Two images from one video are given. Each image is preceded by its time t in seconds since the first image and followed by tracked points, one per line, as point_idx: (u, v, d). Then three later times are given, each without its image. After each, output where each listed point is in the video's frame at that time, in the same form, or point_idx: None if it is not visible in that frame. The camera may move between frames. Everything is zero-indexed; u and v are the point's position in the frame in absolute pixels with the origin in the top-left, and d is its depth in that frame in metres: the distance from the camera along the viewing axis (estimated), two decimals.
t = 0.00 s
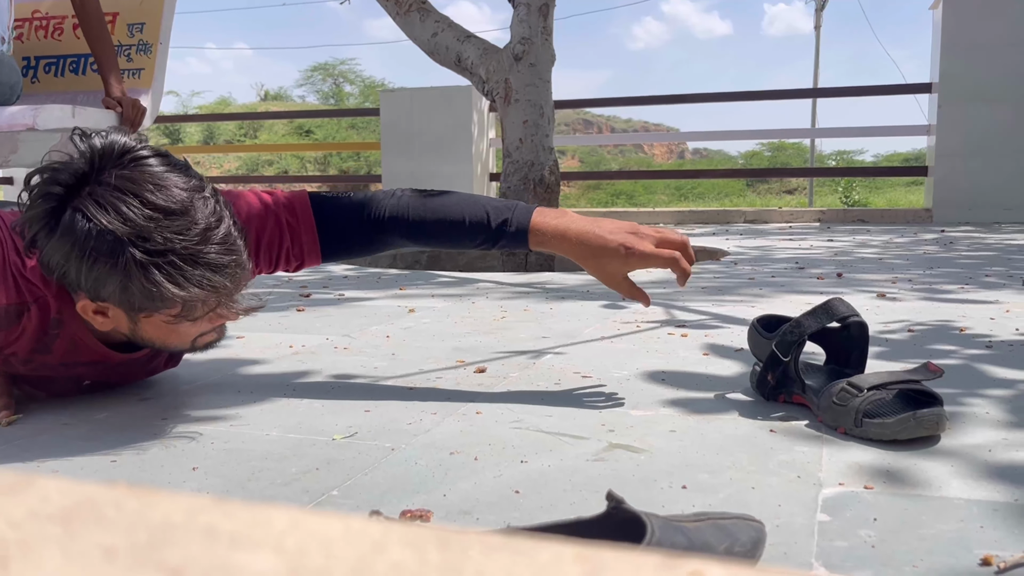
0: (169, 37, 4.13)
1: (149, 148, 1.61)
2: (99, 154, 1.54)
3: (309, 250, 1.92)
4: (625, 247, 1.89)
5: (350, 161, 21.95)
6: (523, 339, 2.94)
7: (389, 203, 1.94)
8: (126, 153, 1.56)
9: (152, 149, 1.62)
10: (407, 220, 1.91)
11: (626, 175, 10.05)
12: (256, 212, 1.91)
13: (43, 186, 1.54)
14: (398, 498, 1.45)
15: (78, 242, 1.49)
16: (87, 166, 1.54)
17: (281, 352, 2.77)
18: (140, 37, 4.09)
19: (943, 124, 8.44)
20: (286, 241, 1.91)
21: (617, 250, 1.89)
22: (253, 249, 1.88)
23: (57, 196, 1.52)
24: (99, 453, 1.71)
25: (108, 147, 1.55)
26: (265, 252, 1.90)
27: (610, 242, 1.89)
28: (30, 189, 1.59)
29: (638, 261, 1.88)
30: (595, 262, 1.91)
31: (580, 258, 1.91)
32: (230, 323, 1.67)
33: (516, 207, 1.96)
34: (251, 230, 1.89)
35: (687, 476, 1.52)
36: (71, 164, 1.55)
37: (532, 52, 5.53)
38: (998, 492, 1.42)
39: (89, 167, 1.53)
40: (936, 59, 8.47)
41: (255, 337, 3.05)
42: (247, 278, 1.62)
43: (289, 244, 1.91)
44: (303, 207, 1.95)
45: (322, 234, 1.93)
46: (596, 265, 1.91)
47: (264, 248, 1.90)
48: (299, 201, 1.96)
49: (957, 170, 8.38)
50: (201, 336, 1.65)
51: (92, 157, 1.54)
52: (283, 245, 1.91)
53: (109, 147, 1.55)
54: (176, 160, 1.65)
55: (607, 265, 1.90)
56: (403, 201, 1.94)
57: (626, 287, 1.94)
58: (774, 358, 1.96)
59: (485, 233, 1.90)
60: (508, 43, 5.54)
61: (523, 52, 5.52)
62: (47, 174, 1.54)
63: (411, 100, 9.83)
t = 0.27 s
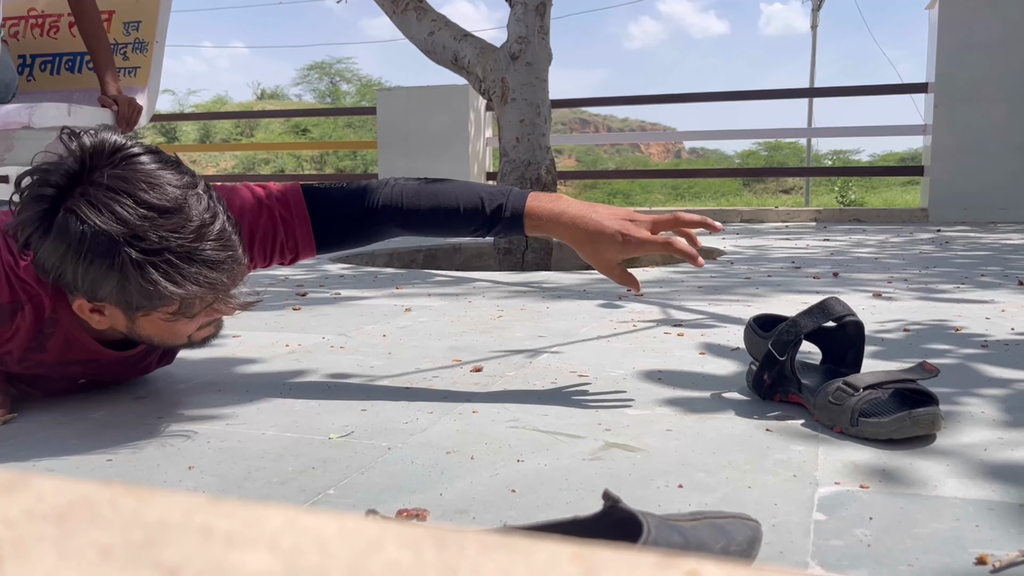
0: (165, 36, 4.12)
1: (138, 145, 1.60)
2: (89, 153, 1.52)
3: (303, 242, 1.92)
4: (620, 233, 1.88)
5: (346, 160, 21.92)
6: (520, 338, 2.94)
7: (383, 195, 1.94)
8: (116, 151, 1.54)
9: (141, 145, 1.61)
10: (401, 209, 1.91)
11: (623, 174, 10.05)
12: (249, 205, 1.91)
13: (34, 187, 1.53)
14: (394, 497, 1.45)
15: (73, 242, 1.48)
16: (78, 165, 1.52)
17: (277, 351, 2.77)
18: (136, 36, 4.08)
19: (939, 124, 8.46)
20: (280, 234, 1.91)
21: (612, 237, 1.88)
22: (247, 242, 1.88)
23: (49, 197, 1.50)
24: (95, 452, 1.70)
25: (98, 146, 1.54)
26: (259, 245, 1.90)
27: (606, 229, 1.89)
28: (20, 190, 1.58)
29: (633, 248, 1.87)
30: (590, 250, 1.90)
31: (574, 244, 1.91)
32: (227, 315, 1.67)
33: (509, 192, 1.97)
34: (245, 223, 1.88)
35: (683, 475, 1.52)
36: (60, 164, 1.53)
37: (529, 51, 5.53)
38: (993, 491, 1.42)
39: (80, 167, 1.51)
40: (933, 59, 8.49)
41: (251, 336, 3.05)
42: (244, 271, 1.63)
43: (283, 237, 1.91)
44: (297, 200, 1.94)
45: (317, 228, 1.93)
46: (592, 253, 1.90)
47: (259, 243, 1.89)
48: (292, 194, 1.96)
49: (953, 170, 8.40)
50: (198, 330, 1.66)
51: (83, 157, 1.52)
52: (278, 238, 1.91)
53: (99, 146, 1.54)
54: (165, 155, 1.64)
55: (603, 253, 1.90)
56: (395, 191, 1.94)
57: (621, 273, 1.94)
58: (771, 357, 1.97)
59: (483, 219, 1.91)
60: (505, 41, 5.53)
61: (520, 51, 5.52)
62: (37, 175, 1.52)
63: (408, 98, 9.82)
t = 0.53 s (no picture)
0: (163, 35, 4.11)
1: (145, 160, 1.60)
2: (94, 168, 1.53)
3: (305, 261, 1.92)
4: (626, 263, 1.88)
5: (344, 160, 21.91)
6: (518, 338, 2.94)
7: (391, 221, 1.95)
8: (121, 166, 1.54)
9: (148, 161, 1.61)
10: (407, 237, 1.92)
11: (622, 174, 10.05)
12: (256, 218, 1.91)
13: (39, 200, 1.53)
14: (392, 497, 1.45)
15: (75, 257, 1.48)
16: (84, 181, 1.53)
17: (275, 351, 2.76)
18: (134, 35, 4.07)
19: (938, 124, 8.46)
20: (283, 252, 1.91)
21: (619, 266, 1.88)
22: (249, 258, 1.88)
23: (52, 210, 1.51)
24: (92, 452, 1.70)
25: (104, 162, 1.54)
26: (261, 261, 1.90)
27: (612, 257, 1.88)
28: (25, 201, 1.58)
29: (640, 276, 1.87)
30: (597, 279, 1.90)
31: (582, 275, 1.90)
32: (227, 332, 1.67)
33: (516, 224, 1.96)
34: (248, 238, 1.89)
35: (681, 475, 1.52)
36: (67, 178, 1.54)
37: (528, 51, 5.53)
38: (991, 491, 1.43)
39: (84, 182, 1.51)
40: (931, 59, 8.49)
41: (249, 336, 3.04)
42: (245, 290, 1.62)
43: (285, 254, 1.91)
44: (304, 217, 1.95)
45: (320, 247, 1.93)
46: (599, 282, 1.89)
47: (260, 258, 1.90)
48: (300, 211, 1.96)
49: (950, 170, 8.41)
50: (198, 344, 1.65)
51: (88, 172, 1.52)
52: (280, 256, 1.91)
53: (104, 162, 1.54)
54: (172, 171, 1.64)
55: (610, 281, 1.89)
56: (402, 220, 1.96)
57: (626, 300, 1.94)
58: (769, 357, 1.97)
59: (488, 250, 1.90)
60: (504, 41, 5.53)
61: (518, 51, 5.52)
62: (42, 188, 1.53)
63: (406, 98, 9.81)
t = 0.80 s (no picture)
0: (162, 35, 4.11)
1: (139, 162, 1.59)
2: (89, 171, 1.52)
3: (305, 263, 1.92)
4: (628, 255, 1.87)
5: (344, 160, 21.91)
6: (518, 339, 2.94)
7: (391, 222, 1.95)
8: (116, 168, 1.54)
9: (143, 162, 1.60)
10: (408, 239, 1.92)
11: (622, 175, 10.05)
12: (255, 219, 1.90)
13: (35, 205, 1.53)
14: (392, 497, 1.45)
15: (72, 261, 1.48)
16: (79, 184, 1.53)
17: (275, 352, 2.77)
18: (134, 35, 4.07)
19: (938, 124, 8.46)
20: (283, 253, 1.90)
21: (621, 258, 1.87)
22: (249, 259, 1.88)
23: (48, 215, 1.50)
24: (92, 453, 1.70)
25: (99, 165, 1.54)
26: (261, 262, 1.89)
27: (613, 250, 1.88)
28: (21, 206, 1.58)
29: (642, 269, 1.86)
30: (600, 272, 1.89)
31: (583, 269, 1.90)
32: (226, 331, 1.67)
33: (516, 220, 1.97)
34: (249, 239, 1.88)
35: (681, 476, 1.52)
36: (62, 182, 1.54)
37: (528, 51, 5.53)
38: (991, 491, 1.42)
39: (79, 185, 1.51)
40: (931, 59, 8.50)
41: (249, 337, 3.04)
42: (243, 289, 1.62)
43: (286, 256, 1.90)
44: (304, 220, 1.94)
45: (321, 249, 1.93)
46: (602, 276, 1.89)
47: (261, 259, 1.89)
48: (300, 213, 1.96)
49: (951, 170, 8.41)
50: (197, 344, 1.65)
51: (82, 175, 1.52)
52: (280, 257, 1.90)
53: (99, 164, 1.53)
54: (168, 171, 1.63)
55: (612, 275, 1.88)
56: (403, 220, 1.95)
57: (631, 292, 1.93)
58: (769, 358, 1.97)
59: (490, 246, 1.90)
60: (503, 42, 5.53)
61: (518, 51, 5.52)
62: (37, 193, 1.53)
63: (406, 98, 9.81)
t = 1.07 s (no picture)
0: (162, 38, 4.11)
1: (134, 166, 1.59)
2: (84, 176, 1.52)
3: (307, 267, 1.92)
4: (629, 260, 1.87)
5: (343, 162, 21.93)
6: (518, 340, 2.94)
7: (392, 228, 1.95)
8: (111, 173, 1.54)
9: (138, 166, 1.60)
10: (409, 244, 1.92)
11: (621, 176, 10.05)
12: (256, 223, 1.90)
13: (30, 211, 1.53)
14: (391, 499, 1.45)
15: (68, 267, 1.48)
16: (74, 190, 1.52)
17: (275, 353, 2.77)
18: (133, 37, 4.07)
19: (936, 125, 8.47)
20: (284, 258, 1.90)
21: (623, 264, 1.87)
22: (250, 263, 1.88)
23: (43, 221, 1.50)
24: (92, 455, 1.70)
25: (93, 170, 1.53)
26: (262, 266, 1.89)
27: (615, 255, 1.88)
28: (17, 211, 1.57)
29: (644, 274, 1.86)
30: (601, 279, 1.90)
31: (585, 275, 1.90)
32: (224, 336, 1.67)
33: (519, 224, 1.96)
34: (250, 243, 1.88)
35: (681, 477, 1.52)
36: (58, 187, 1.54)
37: (526, 53, 5.53)
38: (991, 492, 1.42)
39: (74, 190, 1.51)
40: (929, 60, 8.51)
41: (248, 338, 3.04)
42: (240, 295, 1.61)
43: (286, 260, 1.90)
44: (305, 223, 1.94)
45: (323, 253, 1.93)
46: (603, 282, 1.89)
47: (261, 264, 1.89)
48: (301, 217, 1.95)
49: (950, 171, 8.42)
50: (194, 347, 1.65)
51: (77, 181, 1.51)
52: (281, 261, 1.90)
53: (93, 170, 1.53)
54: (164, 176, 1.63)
55: (614, 280, 1.89)
56: (401, 227, 1.95)
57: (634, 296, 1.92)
58: (768, 358, 1.97)
59: (493, 252, 1.90)
60: (502, 44, 5.53)
61: (517, 53, 5.52)
62: (32, 198, 1.53)
63: (406, 100, 9.81)
